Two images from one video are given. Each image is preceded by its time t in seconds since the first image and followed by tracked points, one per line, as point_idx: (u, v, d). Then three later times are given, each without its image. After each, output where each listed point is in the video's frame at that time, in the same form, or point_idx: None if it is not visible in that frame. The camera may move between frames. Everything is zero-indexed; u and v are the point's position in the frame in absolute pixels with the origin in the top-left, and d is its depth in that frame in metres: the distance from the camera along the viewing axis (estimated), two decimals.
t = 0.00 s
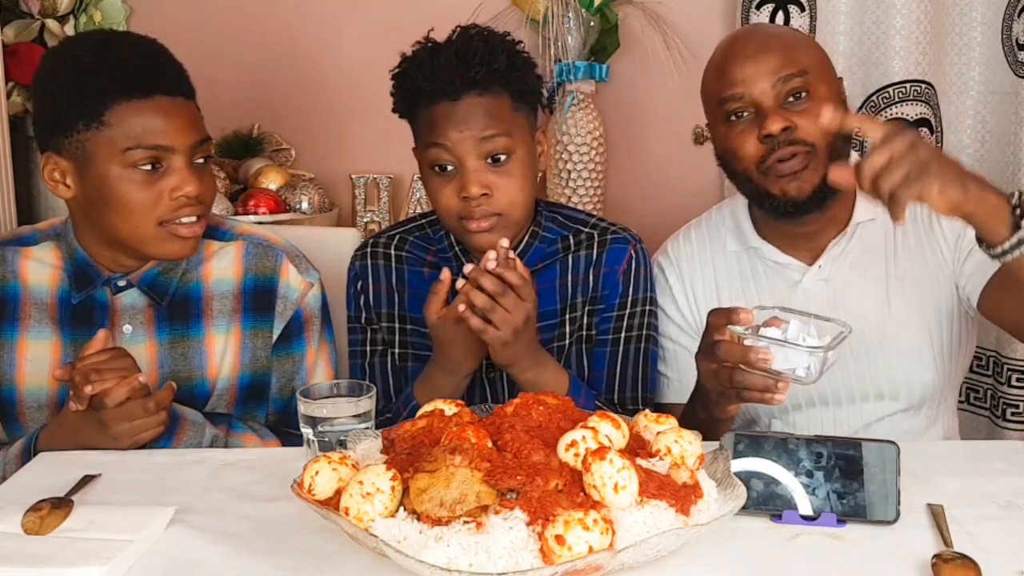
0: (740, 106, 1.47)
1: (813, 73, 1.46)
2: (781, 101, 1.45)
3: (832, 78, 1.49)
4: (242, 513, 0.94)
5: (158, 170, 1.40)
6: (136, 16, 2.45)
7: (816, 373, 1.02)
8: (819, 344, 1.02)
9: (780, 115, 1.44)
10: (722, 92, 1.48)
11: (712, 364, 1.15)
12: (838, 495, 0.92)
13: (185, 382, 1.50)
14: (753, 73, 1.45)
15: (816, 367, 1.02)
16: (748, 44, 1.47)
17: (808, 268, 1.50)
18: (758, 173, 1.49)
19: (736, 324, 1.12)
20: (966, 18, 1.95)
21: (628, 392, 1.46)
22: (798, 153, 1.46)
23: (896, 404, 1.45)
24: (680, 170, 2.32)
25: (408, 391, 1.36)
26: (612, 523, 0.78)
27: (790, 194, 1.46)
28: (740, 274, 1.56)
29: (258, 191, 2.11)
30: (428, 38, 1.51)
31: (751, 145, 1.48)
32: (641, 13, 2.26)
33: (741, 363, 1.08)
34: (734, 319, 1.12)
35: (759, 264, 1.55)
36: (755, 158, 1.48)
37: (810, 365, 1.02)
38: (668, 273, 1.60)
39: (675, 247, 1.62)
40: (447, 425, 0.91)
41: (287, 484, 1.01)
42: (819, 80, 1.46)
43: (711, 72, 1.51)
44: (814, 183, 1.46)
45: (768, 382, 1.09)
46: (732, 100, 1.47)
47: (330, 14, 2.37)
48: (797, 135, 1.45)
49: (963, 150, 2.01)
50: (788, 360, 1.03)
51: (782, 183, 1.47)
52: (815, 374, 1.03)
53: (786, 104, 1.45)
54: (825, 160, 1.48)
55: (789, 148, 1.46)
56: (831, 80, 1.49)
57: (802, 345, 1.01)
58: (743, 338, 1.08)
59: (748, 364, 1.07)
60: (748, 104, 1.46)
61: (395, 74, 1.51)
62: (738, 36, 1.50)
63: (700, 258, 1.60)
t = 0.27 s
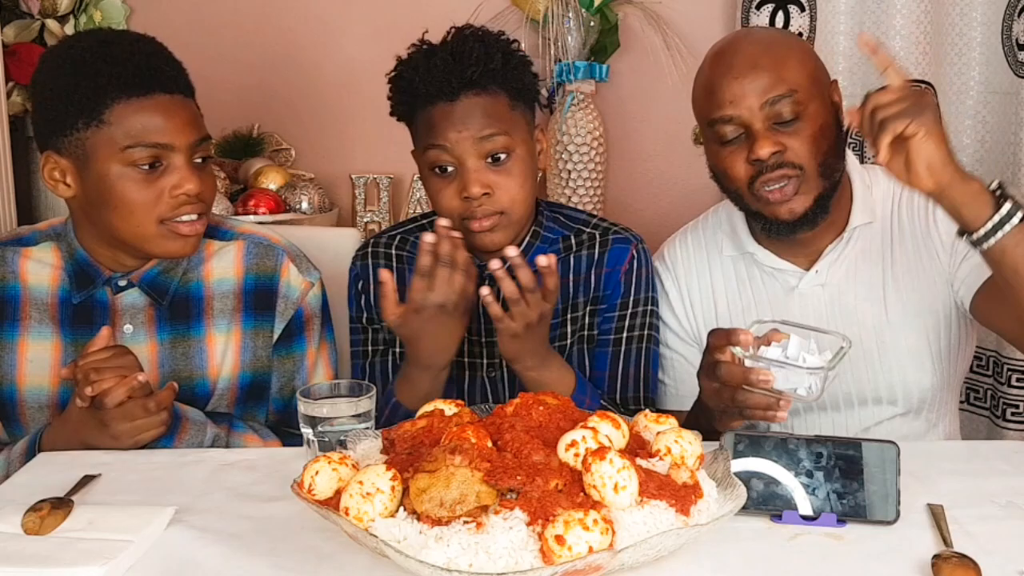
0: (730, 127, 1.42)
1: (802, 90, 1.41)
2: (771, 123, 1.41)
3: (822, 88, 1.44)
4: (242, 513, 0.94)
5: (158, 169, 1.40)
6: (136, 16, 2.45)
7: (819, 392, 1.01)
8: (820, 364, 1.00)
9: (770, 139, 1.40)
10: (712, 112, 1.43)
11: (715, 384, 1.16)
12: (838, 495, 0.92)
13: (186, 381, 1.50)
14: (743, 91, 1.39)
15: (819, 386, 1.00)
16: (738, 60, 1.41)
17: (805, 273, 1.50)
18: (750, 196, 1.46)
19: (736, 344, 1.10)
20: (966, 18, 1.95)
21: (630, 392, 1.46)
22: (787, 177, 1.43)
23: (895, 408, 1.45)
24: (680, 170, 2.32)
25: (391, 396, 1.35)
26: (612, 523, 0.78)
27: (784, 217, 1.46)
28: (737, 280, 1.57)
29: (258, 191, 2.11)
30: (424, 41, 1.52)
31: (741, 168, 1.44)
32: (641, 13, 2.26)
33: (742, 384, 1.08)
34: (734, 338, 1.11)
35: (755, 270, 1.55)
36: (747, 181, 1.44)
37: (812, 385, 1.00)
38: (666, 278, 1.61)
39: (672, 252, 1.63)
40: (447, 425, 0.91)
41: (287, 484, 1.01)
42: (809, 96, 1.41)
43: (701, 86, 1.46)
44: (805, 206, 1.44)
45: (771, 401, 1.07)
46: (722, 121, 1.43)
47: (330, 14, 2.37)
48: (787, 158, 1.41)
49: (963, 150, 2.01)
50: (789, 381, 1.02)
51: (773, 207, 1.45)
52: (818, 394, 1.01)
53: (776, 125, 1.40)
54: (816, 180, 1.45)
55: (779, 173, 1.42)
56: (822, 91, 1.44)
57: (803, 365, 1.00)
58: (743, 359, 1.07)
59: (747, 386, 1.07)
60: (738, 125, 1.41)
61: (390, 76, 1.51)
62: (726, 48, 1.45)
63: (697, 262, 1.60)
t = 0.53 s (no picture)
0: (727, 137, 1.41)
1: (801, 99, 1.40)
2: (769, 133, 1.40)
3: (821, 97, 1.43)
4: (242, 513, 0.94)
5: (166, 170, 1.40)
6: (136, 16, 2.45)
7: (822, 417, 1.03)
8: (825, 390, 1.02)
9: (769, 149, 1.39)
10: (709, 121, 1.43)
11: (718, 403, 1.13)
12: (838, 495, 0.92)
13: (187, 381, 1.50)
14: (740, 101, 1.39)
15: (822, 412, 1.02)
16: (735, 68, 1.40)
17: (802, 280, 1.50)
18: (749, 206, 1.45)
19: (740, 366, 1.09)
20: (966, 18, 1.95)
21: (628, 392, 1.46)
22: (787, 186, 1.42)
23: (891, 416, 1.45)
24: (681, 169, 2.32)
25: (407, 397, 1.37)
26: (612, 523, 0.78)
27: (781, 225, 1.45)
28: (734, 284, 1.57)
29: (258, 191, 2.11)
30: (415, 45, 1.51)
31: (739, 178, 1.43)
32: (640, 12, 2.26)
33: (745, 407, 1.08)
34: (739, 360, 1.10)
35: (753, 275, 1.55)
36: (746, 192, 1.43)
37: (815, 410, 1.02)
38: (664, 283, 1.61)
39: (670, 257, 1.64)
40: (447, 425, 0.91)
41: (287, 484, 1.01)
42: (807, 104, 1.41)
43: (699, 97, 1.46)
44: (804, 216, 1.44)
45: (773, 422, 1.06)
46: (719, 131, 1.42)
47: (330, 14, 2.37)
48: (785, 168, 1.40)
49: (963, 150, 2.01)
50: (793, 405, 1.03)
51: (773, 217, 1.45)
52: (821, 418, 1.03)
53: (775, 134, 1.39)
54: (814, 191, 1.44)
55: (779, 184, 1.41)
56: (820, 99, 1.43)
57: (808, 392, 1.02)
58: (746, 382, 1.07)
59: (753, 407, 1.07)
60: (736, 135, 1.40)
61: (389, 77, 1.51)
62: (722, 54, 1.44)
63: (694, 268, 1.61)
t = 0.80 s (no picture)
0: (732, 148, 1.39)
1: (806, 110, 1.37)
2: (773, 145, 1.37)
3: (826, 106, 1.41)
4: (242, 513, 0.94)
5: (173, 168, 1.40)
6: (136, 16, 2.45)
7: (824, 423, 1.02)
8: (827, 396, 1.02)
9: (775, 162, 1.37)
10: (712, 131, 1.40)
11: (721, 408, 1.11)
12: (838, 495, 0.92)
13: (189, 380, 1.50)
14: (745, 112, 1.36)
15: (824, 417, 1.02)
16: (739, 78, 1.38)
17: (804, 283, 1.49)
18: (751, 217, 1.44)
19: (742, 372, 1.10)
20: (966, 18, 1.96)
21: (629, 391, 1.45)
22: (792, 197, 1.41)
23: (894, 418, 1.45)
24: (681, 169, 2.32)
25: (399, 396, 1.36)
26: (612, 523, 0.78)
27: (785, 238, 1.46)
28: (735, 286, 1.57)
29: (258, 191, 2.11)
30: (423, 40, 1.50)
31: (741, 189, 1.41)
32: (640, 12, 2.26)
33: (747, 413, 1.07)
34: (741, 365, 1.11)
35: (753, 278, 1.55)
36: (748, 203, 1.42)
37: (817, 416, 1.02)
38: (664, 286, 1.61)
39: (671, 258, 1.63)
40: (447, 425, 0.91)
41: (286, 485, 1.01)
42: (812, 114, 1.38)
43: (700, 106, 1.43)
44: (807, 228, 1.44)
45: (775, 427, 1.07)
46: (724, 142, 1.39)
47: (330, 14, 2.37)
48: (790, 178, 1.38)
49: (963, 150, 2.01)
50: (795, 411, 1.03)
51: (776, 229, 1.44)
52: (823, 424, 1.03)
53: (780, 147, 1.37)
54: (820, 202, 1.44)
55: (784, 197, 1.40)
56: (824, 108, 1.41)
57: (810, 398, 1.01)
58: (748, 387, 1.08)
59: (755, 413, 1.06)
60: (741, 147, 1.38)
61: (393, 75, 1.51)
62: (726, 62, 1.41)
63: (695, 269, 1.61)
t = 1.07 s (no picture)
0: (733, 121, 1.43)
1: (808, 88, 1.41)
2: (775, 119, 1.41)
3: (829, 89, 1.44)
4: (242, 513, 0.94)
5: (195, 167, 1.41)
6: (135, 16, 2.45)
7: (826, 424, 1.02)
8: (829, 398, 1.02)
9: (775, 134, 1.41)
10: (716, 105, 1.44)
11: (721, 408, 1.11)
12: (838, 495, 0.92)
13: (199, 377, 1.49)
14: (747, 86, 1.40)
15: (826, 418, 1.02)
16: (745, 55, 1.41)
17: (805, 280, 1.50)
18: (751, 193, 1.47)
19: (744, 371, 1.09)
20: (966, 18, 1.96)
21: (627, 390, 1.45)
22: (790, 174, 1.43)
23: (895, 417, 1.45)
24: (681, 169, 2.32)
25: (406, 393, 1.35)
26: (612, 523, 0.78)
27: (784, 217, 1.46)
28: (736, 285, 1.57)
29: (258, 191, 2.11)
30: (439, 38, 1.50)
31: (742, 164, 1.44)
32: (640, 13, 2.26)
33: (748, 413, 1.06)
34: (743, 365, 1.10)
35: (755, 274, 1.55)
36: (748, 177, 1.45)
37: (819, 416, 1.02)
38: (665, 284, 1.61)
39: (672, 256, 1.64)
40: (447, 425, 0.91)
41: (287, 485, 1.01)
42: (816, 94, 1.41)
43: (705, 86, 1.47)
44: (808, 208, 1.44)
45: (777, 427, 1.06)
46: (726, 115, 1.43)
47: (330, 14, 2.37)
48: (789, 155, 1.41)
49: (963, 150, 2.01)
50: (797, 412, 1.03)
51: (775, 206, 1.45)
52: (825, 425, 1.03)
53: (781, 121, 1.41)
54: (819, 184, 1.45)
55: (783, 171, 1.43)
56: (829, 92, 1.44)
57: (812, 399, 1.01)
58: (749, 388, 1.08)
59: (756, 413, 1.06)
60: (741, 120, 1.42)
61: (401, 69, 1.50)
62: (734, 46, 1.45)
63: (696, 267, 1.61)
